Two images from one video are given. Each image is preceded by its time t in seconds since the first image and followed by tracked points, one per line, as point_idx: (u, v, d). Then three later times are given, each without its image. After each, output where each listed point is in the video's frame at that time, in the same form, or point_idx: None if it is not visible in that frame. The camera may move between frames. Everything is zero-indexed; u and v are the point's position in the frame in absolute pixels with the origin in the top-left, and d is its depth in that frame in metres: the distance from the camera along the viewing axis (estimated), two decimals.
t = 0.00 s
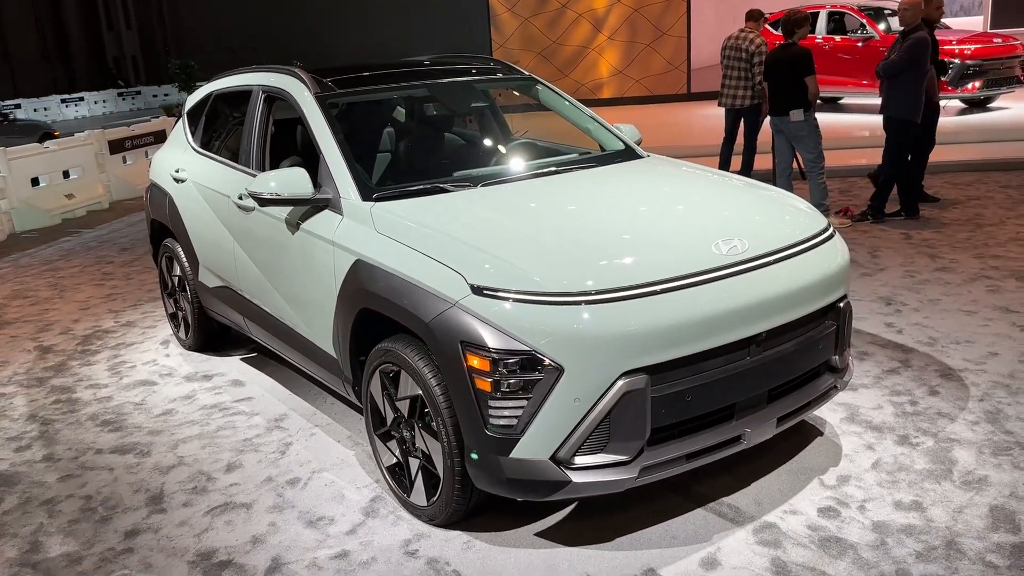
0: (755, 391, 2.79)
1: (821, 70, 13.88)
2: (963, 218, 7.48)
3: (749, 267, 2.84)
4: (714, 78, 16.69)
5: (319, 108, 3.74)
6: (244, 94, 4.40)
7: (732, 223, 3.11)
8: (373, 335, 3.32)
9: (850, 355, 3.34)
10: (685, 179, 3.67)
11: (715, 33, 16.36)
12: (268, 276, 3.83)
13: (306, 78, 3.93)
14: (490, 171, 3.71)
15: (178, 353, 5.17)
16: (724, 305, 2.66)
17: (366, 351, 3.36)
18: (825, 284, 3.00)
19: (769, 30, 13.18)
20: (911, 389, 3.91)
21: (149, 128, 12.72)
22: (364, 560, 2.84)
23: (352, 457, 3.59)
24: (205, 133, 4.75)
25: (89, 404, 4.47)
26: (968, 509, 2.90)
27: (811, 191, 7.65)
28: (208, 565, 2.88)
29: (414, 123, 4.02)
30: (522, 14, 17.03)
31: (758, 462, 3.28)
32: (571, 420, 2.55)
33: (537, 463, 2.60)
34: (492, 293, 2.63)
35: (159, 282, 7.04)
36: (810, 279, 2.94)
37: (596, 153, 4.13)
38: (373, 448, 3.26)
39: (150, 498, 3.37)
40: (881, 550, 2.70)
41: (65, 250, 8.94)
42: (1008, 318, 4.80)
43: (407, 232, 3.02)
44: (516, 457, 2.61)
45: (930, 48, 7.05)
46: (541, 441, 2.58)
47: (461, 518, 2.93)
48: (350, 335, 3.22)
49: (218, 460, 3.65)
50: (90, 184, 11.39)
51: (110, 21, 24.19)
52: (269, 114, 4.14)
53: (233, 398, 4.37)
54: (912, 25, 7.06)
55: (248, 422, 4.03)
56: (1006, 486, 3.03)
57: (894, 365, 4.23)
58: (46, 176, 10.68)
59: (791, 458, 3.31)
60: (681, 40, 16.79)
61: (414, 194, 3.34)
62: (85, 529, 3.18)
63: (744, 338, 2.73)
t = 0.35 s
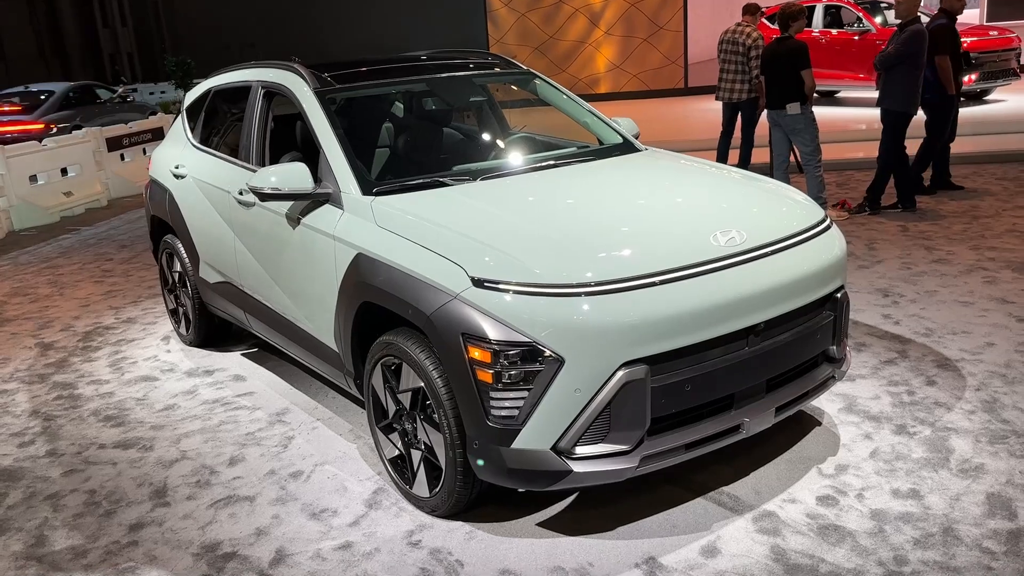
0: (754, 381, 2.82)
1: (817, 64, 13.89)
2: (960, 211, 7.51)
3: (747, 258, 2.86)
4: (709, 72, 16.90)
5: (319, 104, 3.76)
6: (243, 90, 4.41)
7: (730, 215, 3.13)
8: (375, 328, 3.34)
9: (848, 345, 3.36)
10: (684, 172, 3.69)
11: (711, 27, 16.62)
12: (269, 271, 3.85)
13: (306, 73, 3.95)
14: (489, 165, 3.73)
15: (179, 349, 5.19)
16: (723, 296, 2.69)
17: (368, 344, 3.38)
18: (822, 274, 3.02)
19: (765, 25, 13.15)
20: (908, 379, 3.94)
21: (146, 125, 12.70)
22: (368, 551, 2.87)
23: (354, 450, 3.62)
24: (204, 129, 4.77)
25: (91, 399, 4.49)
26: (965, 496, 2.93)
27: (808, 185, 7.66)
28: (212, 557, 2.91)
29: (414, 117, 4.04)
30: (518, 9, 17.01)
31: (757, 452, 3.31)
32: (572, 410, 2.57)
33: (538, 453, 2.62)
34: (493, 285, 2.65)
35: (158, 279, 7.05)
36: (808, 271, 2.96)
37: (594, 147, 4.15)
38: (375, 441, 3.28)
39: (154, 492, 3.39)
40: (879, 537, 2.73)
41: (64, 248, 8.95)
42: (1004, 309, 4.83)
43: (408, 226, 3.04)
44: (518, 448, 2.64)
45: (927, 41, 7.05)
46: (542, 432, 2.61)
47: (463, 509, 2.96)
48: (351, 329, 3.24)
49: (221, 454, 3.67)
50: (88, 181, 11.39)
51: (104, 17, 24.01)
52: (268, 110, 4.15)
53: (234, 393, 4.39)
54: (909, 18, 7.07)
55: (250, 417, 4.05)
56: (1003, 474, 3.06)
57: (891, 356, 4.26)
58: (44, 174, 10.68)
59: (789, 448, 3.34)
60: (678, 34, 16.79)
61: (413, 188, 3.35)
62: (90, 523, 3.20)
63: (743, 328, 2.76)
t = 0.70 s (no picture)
0: (784, 380, 2.82)
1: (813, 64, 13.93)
2: (964, 210, 7.53)
3: (777, 257, 2.86)
4: (706, 73, 16.78)
5: (338, 105, 3.74)
6: (258, 90, 4.40)
7: (757, 214, 3.13)
8: (399, 329, 3.33)
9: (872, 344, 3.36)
10: (705, 171, 3.69)
11: (709, 28, 16.41)
12: (288, 272, 3.83)
13: (323, 73, 3.94)
14: (509, 165, 3.72)
15: (191, 351, 5.17)
16: (754, 295, 2.69)
17: (392, 345, 3.37)
18: (850, 273, 3.02)
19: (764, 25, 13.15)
20: (927, 377, 3.95)
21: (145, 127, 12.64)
22: (398, 553, 2.85)
23: (376, 452, 3.60)
24: (217, 130, 4.75)
25: (105, 402, 4.46)
26: (994, 494, 2.93)
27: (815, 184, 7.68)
28: (241, 561, 2.88)
29: (431, 117, 4.03)
30: (515, 10, 16.98)
31: (783, 451, 3.31)
32: (606, 411, 2.56)
33: (572, 453, 2.62)
34: (526, 285, 2.64)
35: (164, 281, 7.02)
36: (837, 269, 2.96)
37: (611, 147, 4.15)
38: (400, 442, 3.27)
39: (176, 495, 3.37)
40: (911, 536, 2.73)
41: (66, 250, 8.90)
42: (1017, 307, 4.84)
43: (434, 226, 3.03)
44: (552, 448, 2.63)
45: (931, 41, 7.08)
46: (575, 432, 2.60)
47: (493, 510, 2.95)
48: (376, 330, 3.23)
49: (241, 457, 3.65)
50: (87, 183, 11.33)
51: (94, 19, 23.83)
52: (285, 110, 4.13)
53: (250, 395, 4.37)
54: (913, 18, 7.10)
55: (268, 419, 4.03)
56: None
57: (908, 354, 4.27)
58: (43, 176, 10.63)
59: (815, 447, 3.34)
60: (675, 35, 16.72)
61: (437, 188, 3.34)
62: (113, 527, 3.17)
63: (774, 327, 2.75)
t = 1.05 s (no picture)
0: (815, 379, 2.83)
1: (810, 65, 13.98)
2: (967, 211, 7.57)
3: (808, 257, 2.87)
4: (704, 74, 16.77)
5: (359, 106, 3.74)
6: (274, 91, 4.39)
7: (783, 214, 3.14)
8: (424, 331, 3.33)
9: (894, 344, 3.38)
10: (726, 172, 3.70)
11: (704, 28, 16.32)
12: (307, 273, 3.82)
13: (343, 74, 3.94)
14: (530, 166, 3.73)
15: (203, 353, 5.15)
16: (787, 295, 2.69)
17: (416, 346, 3.37)
18: (877, 273, 3.03)
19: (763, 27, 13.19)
20: (945, 376, 3.97)
21: (144, 129, 12.58)
22: (429, 554, 2.85)
23: (399, 453, 3.59)
24: (231, 131, 4.73)
25: (119, 405, 4.43)
26: (1021, 492, 2.94)
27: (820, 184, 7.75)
28: (270, 563, 2.87)
29: (450, 118, 4.03)
30: (511, 12, 16.97)
31: (808, 451, 3.32)
32: (641, 411, 2.57)
33: (607, 454, 2.62)
34: (560, 285, 2.64)
35: (169, 283, 6.99)
36: (865, 269, 2.97)
37: (629, 147, 4.16)
38: (426, 443, 3.27)
39: (199, 498, 3.36)
40: (942, 534, 2.74)
41: (67, 252, 8.85)
42: None
43: (461, 226, 3.03)
44: (586, 448, 2.64)
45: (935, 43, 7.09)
46: (610, 433, 2.60)
47: (523, 510, 2.95)
48: (402, 331, 3.23)
49: (263, 459, 3.64)
50: (85, 185, 11.26)
51: (85, 21, 23.77)
52: (302, 112, 4.13)
53: (267, 396, 4.35)
54: (917, 20, 7.10)
55: (287, 421, 4.02)
56: None
57: (924, 354, 4.29)
58: (42, 178, 10.56)
59: (838, 447, 3.36)
60: (671, 37, 16.75)
61: (461, 188, 3.34)
62: (138, 530, 3.16)
63: (806, 327, 2.76)
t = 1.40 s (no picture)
0: (818, 380, 2.84)
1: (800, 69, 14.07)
2: (958, 213, 7.63)
3: (812, 258, 2.89)
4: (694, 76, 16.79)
5: (360, 107, 3.73)
6: (272, 92, 4.38)
7: (786, 215, 3.16)
8: (427, 333, 3.33)
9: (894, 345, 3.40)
10: (727, 174, 3.71)
11: (693, 27, 16.19)
12: (308, 275, 3.81)
13: (343, 75, 3.93)
14: (532, 168, 3.74)
15: (199, 356, 5.12)
16: (792, 296, 2.70)
17: (419, 348, 3.37)
18: (879, 274, 3.05)
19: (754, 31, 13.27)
20: (943, 377, 3.99)
21: (134, 131, 12.51)
22: (434, 556, 2.84)
23: (400, 455, 3.59)
24: (228, 132, 4.71)
25: (116, 408, 4.40)
26: (1022, 492, 2.97)
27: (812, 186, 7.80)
28: (274, 566, 2.86)
29: (451, 119, 4.02)
30: (501, 14, 16.97)
31: (811, 451, 3.33)
32: (648, 412, 2.57)
33: (613, 454, 2.62)
34: (567, 286, 2.64)
35: (163, 285, 6.95)
36: (868, 270, 2.99)
37: (628, 150, 4.17)
38: (429, 445, 3.26)
39: (200, 501, 3.34)
40: (945, 533, 2.75)
41: (58, 255, 8.79)
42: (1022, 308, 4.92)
43: (466, 227, 3.03)
44: (592, 449, 2.64)
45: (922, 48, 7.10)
46: (617, 434, 2.61)
47: (527, 512, 2.95)
48: (405, 332, 3.22)
49: (263, 461, 3.62)
50: (75, 187, 11.19)
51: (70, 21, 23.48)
52: (301, 113, 4.11)
53: (265, 399, 4.34)
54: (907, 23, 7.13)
55: (286, 423, 4.00)
56: None
57: (921, 355, 4.32)
58: (30, 180, 10.49)
59: (839, 447, 3.37)
60: (660, 41, 16.74)
61: (464, 190, 3.34)
62: (139, 534, 3.14)
63: (811, 328, 2.77)
